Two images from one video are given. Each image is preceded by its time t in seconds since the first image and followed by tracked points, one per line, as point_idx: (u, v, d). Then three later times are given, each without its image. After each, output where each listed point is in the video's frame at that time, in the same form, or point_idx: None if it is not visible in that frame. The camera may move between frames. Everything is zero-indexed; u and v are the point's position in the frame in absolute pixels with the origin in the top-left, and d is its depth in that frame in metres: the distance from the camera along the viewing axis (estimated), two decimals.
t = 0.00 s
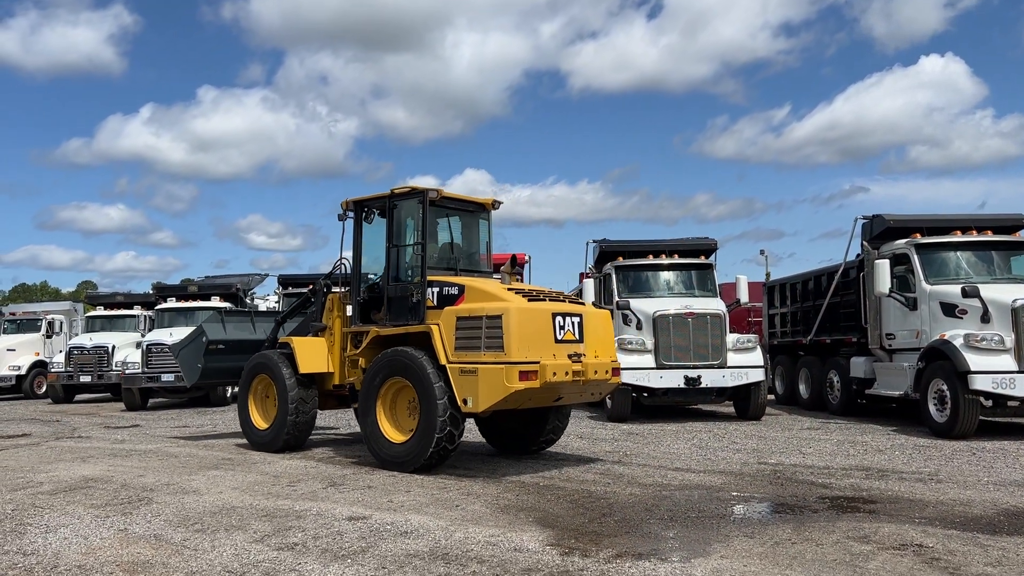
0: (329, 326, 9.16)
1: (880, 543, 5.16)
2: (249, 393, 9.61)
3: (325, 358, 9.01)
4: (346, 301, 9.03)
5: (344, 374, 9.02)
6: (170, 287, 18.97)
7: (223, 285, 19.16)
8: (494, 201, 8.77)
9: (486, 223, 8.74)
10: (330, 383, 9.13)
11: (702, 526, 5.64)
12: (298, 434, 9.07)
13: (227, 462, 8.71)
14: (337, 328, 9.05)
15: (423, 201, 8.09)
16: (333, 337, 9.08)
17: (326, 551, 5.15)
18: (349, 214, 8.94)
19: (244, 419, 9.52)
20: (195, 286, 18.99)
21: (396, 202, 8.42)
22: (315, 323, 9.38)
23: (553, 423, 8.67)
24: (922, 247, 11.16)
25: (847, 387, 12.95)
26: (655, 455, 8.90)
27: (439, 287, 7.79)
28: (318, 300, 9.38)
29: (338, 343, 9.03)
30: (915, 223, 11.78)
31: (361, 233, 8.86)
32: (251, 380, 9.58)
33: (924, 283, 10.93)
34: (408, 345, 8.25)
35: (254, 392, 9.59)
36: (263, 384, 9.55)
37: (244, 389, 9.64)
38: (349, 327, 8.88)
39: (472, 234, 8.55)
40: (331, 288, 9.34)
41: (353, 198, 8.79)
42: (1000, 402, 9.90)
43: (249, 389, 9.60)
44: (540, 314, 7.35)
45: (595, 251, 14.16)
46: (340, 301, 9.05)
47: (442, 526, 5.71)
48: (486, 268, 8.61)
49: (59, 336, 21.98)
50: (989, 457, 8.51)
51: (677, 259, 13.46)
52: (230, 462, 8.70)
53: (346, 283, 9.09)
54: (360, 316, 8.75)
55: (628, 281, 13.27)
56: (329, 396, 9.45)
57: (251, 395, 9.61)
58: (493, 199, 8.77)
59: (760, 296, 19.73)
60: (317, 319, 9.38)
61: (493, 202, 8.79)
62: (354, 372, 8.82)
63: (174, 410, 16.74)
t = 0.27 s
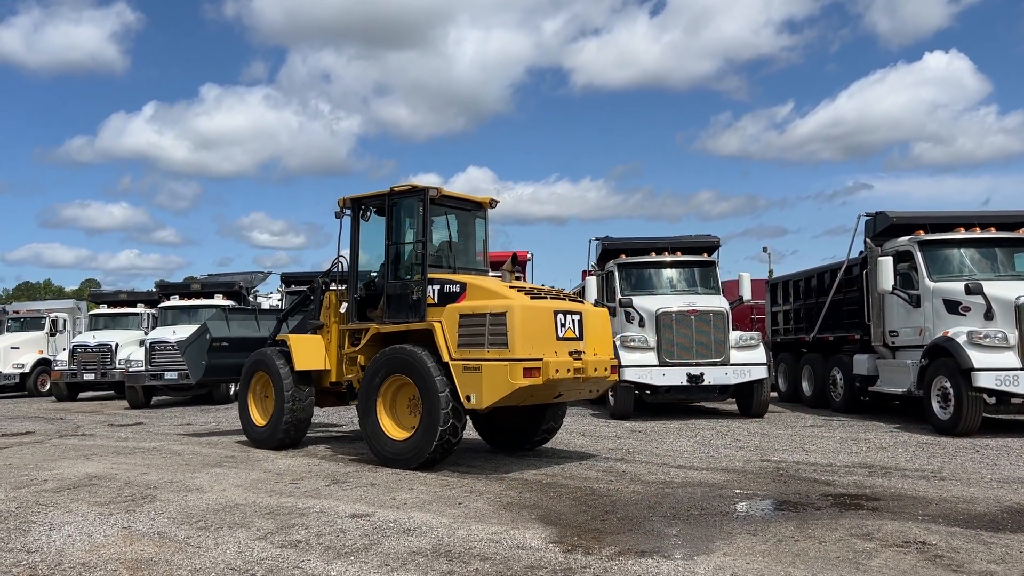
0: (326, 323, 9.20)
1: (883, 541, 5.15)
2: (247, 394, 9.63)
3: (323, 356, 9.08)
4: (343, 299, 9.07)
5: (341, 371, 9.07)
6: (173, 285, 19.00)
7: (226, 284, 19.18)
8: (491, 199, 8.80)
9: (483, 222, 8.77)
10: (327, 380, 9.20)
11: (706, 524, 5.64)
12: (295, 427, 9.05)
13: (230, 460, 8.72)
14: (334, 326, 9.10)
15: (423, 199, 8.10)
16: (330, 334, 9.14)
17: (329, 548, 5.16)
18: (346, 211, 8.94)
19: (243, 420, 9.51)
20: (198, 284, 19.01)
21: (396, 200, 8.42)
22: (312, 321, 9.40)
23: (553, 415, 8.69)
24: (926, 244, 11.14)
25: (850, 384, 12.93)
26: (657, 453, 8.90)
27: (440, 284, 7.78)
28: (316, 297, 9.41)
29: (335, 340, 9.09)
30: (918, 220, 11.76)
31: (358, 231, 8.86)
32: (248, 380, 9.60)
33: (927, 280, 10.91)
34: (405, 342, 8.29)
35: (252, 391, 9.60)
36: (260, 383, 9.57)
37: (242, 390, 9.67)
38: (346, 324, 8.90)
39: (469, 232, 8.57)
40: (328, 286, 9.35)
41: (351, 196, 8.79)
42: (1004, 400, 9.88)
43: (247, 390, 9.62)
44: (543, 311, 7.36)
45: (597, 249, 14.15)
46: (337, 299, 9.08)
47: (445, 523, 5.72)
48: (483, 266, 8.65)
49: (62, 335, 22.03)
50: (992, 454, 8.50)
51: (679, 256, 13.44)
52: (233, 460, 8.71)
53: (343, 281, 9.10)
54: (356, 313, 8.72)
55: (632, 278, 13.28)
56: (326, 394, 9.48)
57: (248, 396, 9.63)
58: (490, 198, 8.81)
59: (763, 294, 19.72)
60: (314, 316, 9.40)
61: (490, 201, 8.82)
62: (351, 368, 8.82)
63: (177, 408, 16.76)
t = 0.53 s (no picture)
0: (324, 321, 9.15)
1: (884, 538, 5.15)
2: (246, 393, 9.65)
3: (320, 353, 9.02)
4: (341, 297, 9.03)
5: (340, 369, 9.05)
6: (174, 283, 19.01)
7: (228, 281, 19.19)
8: (489, 198, 8.81)
9: (481, 220, 8.78)
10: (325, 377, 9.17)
11: (707, 521, 5.64)
12: (294, 420, 9.03)
13: (232, 457, 8.73)
14: (332, 324, 9.05)
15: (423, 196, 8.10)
16: (328, 333, 9.09)
17: (331, 546, 5.16)
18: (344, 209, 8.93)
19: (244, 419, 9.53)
20: (200, 281, 19.02)
21: (395, 197, 8.41)
22: (312, 319, 9.40)
23: (552, 407, 8.72)
24: (927, 241, 11.13)
25: (852, 381, 12.92)
26: (659, 450, 8.90)
27: (440, 282, 7.77)
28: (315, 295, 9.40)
29: (332, 338, 9.04)
30: (919, 217, 11.75)
31: (357, 229, 8.87)
32: (246, 379, 9.62)
33: (929, 278, 10.91)
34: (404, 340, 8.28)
35: (251, 389, 9.62)
36: (259, 381, 9.58)
37: (241, 388, 9.69)
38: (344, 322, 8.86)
39: (468, 230, 8.58)
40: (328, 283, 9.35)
41: (349, 194, 8.78)
42: (1005, 397, 9.87)
43: (246, 390, 9.64)
44: (544, 309, 7.36)
45: (599, 246, 14.14)
46: (335, 297, 9.04)
47: (447, 521, 5.72)
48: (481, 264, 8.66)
49: (64, 332, 22.06)
50: (994, 452, 8.49)
51: (680, 254, 13.43)
52: (234, 458, 8.72)
53: (341, 279, 9.10)
54: (354, 311, 8.72)
55: (633, 276, 13.28)
56: (326, 390, 9.47)
57: (248, 395, 9.64)
58: (488, 196, 8.82)
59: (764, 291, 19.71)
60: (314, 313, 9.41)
61: (488, 199, 8.83)
62: (350, 366, 8.82)
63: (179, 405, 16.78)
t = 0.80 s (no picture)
0: (322, 319, 9.13)
1: (884, 536, 5.15)
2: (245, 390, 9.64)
3: (318, 352, 9.00)
4: (338, 294, 9.02)
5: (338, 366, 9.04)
6: (174, 281, 19.01)
7: (228, 279, 19.20)
8: (487, 195, 8.82)
9: (478, 218, 8.79)
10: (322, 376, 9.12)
11: (707, 519, 5.64)
12: (292, 415, 9.03)
13: (232, 455, 8.73)
14: (329, 322, 9.04)
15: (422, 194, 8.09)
16: (325, 331, 9.08)
17: (331, 543, 5.16)
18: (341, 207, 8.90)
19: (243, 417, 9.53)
20: (200, 279, 19.03)
21: (394, 195, 8.39)
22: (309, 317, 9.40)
23: (551, 403, 8.76)
24: (928, 240, 11.13)
25: (852, 379, 12.91)
26: (659, 448, 8.91)
27: (442, 280, 7.78)
28: (313, 292, 9.37)
29: (330, 336, 9.03)
30: (920, 215, 11.74)
31: (354, 227, 8.85)
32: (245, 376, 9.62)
33: (930, 276, 10.91)
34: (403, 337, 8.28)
35: (251, 387, 9.61)
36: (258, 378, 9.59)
37: (241, 387, 9.69)
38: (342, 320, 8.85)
39: (466, 227, 8.59)
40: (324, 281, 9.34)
41: (346, 191, 8.75)
42: (1005, 395, 9.86)
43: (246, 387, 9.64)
44: (549, 307, 7.38)
45: (599, 244, 14.14)
46: (333, 295, 9.02)
47: (447, 518, 5.72)
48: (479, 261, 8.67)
49: (64, 330, 22.07)
50: (994, 449, 8.49)
51: (680, 252, 13.43)
52: (235, 455, 8.72)
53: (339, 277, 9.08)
54: (352, 309, 8.72)
55: (633, 273, 13.28)
56: (326, 389, 9.41)
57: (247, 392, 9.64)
58: (485, 193, 8.82)
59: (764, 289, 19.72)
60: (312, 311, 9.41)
61: (486, 196, 8.84)
62: (349, 364, 8.81)
63: (179, 403, 16.79)
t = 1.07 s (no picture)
0: (323, 317, 9.16)
1: (883, 534, 5.15)
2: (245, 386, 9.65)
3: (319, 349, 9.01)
4: (339, 292, 9.05)
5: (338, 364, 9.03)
6: (173, 279, 19.00)
7: (227, 276, 19.19)
8: (490, 193, 8.83)
9: (480, 216, 8.80)
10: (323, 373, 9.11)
11: (706, 517, 5.64)
12: (292, 416, 9.04)
13: (231, 453, 8.72)
14: (330, 319, 9.07)
15: (425, 191, 8.09)
16: (327, 329, 9.10)
17: (329, 541, 5.16)
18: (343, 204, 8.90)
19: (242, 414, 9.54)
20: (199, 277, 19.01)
21: (396, 192, 8.39)
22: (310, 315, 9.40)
23: (552, 402, 8.74)
24: (926, 238, 11.13)
25: (851, 377, 12.91)
26: (657, 446, 8.91)
27: (443, 278, 7.79)
28: (314, 290, 9.40)
29: (331, 334, 9.05)
30: (919, 214, 11.73)
31: (356, 224, 8.85)
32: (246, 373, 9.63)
33: (929, 274, 10.91)
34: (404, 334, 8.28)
35: (251, 384, 9.61)
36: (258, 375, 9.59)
37: (241, 383, 9.70)
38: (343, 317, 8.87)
39: (467, 225, 8.59)
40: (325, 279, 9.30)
41: (348, 188, 8.74)
42: (1004, 394, 9.86)
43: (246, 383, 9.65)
44: (549, 305, 7.37)
45: (598, 242, 14.14)
46: (334, 293, 9.06)
47: (446, 516, 5.72)
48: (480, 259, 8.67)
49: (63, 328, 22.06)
50: (992, 448, 8.49)
51: (680, 250, 13.42)
52: (233, 453, 8.72)
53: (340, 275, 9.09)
54: (353, 306, 8.71)
55: (632, 272, 13.27)
56: (326, 387, 9.40)
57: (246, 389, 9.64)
58: (488, 192, 8.83)
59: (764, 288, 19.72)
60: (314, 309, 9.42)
61: (488, 195, 8.85)
62: (349, 362, 8.81)
63: (178, 400, 16.78)
